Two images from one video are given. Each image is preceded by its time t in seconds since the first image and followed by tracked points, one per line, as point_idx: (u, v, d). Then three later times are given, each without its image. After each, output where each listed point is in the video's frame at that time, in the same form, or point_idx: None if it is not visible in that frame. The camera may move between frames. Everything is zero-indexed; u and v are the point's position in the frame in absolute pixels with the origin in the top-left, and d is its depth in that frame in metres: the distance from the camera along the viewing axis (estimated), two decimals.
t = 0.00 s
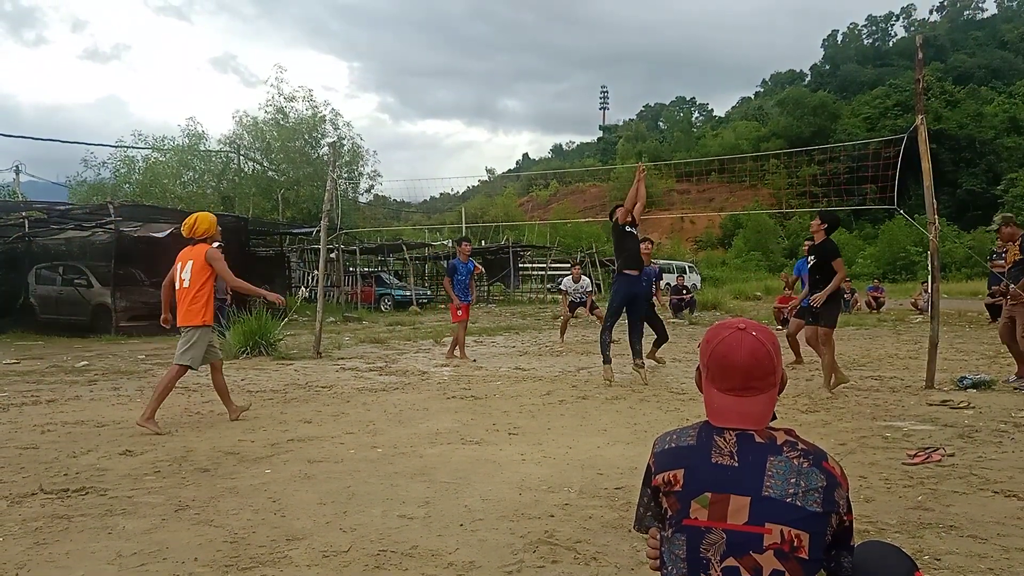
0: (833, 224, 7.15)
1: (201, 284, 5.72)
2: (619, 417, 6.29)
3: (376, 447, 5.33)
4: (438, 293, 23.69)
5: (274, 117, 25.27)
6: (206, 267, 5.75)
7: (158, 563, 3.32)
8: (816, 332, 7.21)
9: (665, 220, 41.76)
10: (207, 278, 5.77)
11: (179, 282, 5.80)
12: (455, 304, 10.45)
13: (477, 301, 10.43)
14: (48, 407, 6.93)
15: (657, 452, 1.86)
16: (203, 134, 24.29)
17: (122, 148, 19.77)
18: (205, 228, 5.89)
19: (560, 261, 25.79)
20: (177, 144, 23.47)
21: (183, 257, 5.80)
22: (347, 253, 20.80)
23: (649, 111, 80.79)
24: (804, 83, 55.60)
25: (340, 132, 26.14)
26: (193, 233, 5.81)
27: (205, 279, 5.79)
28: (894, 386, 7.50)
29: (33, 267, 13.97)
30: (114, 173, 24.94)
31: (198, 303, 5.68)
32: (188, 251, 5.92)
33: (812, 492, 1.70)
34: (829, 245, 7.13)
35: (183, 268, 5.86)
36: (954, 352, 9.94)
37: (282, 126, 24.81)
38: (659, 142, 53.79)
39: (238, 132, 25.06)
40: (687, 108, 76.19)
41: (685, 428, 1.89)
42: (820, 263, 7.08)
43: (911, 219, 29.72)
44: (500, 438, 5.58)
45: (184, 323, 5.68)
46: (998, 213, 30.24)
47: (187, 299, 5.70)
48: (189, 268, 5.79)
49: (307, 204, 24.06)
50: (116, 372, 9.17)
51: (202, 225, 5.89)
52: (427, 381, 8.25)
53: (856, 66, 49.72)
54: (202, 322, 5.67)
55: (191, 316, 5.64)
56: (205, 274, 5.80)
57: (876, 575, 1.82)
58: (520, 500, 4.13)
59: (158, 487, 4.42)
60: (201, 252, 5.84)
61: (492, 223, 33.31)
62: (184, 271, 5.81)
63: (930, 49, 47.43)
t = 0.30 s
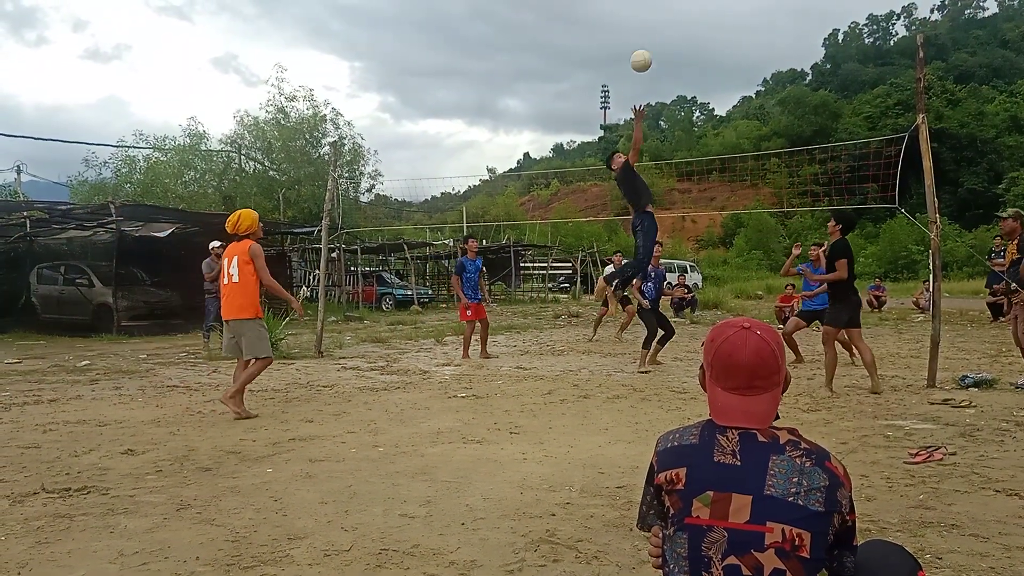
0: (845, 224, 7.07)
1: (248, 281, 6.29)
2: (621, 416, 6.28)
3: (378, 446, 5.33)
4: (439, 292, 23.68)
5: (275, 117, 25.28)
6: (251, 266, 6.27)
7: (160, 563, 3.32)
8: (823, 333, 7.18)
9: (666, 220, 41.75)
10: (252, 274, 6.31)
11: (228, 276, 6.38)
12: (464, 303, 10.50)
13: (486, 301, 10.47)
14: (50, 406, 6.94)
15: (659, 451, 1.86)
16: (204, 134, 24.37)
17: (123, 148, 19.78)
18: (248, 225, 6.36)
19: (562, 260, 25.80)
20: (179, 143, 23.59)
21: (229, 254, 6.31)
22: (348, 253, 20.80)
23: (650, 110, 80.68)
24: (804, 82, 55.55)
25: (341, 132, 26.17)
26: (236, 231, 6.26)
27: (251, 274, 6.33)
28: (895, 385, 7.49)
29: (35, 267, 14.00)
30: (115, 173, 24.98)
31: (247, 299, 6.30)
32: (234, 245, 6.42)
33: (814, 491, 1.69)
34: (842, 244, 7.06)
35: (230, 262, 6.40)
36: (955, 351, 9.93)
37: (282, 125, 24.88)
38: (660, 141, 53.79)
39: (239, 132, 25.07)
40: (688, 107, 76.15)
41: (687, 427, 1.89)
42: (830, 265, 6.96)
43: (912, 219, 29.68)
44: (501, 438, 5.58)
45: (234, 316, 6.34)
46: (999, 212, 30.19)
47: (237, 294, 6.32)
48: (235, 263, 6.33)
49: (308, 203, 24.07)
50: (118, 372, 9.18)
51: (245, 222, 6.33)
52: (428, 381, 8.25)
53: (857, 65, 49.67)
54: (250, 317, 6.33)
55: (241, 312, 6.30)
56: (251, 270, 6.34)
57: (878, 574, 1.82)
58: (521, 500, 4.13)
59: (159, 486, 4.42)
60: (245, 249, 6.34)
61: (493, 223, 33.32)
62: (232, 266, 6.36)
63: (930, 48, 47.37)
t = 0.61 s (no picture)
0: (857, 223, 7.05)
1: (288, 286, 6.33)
2: (622, 417, 6.28)
3: (379, 447, 5.34)
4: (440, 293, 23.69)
5: (276, 118, 25.29)
6: (291, 272, 6.32)
7: (161, 564, 3.33)
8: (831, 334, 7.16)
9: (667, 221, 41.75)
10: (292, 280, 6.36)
11: (268, 281, 6.43)
12: (473, 305, 10.57)
13: (494, 303, 10.51)
14: (52, 408, 6.95)
15: (661, 451, 1.86)
16: (206, 135, 24.39)
17: (125, 150, 19.83)
18: (290, 232, 6.43)
19: (563, 261, 25.80)
20: (180, 145, 23.59)
21: (270, 260, 6.35)
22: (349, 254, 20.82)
23: (652, 111, 80.68)
24: (806, 83, 55.50)
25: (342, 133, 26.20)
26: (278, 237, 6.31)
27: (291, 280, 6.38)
28: (896, 387, 7.48)
29: (36, 269, 13.98)
30: (117, 174, 25.02)
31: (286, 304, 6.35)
32: (274, 251, 6.48)
33: (815, 492, 1.69)
34: (853, 243, 7.04)
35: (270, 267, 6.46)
36: (957, 352, 9.92)
37: (284, 126, 24.84)
38: (661, 142, 53.78)
39: (240, 133, 25.09)
40: (690, 108, 76.17)
41: (689, 427, 1.89)
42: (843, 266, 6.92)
43: (914, 219, 29.66)
44: (502, 439, 5.59)
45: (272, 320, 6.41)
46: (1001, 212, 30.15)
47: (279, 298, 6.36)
48: (276, 269, 6.37)
49: (310, 204, 24.09)
50: (119, 373, 9.19)
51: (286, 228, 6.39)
52: (430, 382, 8.25)
53: (858, 66, 49.66)
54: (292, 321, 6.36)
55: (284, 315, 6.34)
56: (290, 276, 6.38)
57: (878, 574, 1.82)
58: (523, 501, 4.13)
59: (161, 487, 4.42)
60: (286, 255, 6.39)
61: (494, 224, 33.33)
62: (271, 271, 6.41)
63: (932, 49, 47.36)
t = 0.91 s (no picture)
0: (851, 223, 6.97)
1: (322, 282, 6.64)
2: (622, 417, 6.28)
3: (379, 446, 5.33)
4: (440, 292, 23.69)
5: (277, 116, 25.25)
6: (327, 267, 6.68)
7: (161, 562, 3.32)
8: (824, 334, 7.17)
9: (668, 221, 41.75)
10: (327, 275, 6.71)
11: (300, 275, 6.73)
12: (473, 306, 10.55)
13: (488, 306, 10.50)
14: (52, 406, 6.94)
15: (660, 451, 1.86)
16: (206, 134, 24.41)
17: (126, 148, 19.82)
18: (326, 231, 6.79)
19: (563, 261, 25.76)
20: (181, 143, 23.60)
21: (306, 254, 6.65)
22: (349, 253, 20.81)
23: (652, 112, 80.72)
24: (807, 84, 55.51)
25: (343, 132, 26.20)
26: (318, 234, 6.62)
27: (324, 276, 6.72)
28: (896, 387, 7.48)
29: (37, 267, 13.89)
30: (117, 172, 25.03)
31: (318, 298, 6.66)
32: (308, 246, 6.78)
33: (813, 490, 1.70)
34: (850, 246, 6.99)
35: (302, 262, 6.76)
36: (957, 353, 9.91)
37: (285, 125, 24.74)
38: (662, 142, 53.78)
39: (241, 131, 25.05)
40: (690, 109, 76.17)
41: (687, 428, 1.89)
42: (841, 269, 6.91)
43: (915, 220, 29.66)
44: (502, 438, 5.59)
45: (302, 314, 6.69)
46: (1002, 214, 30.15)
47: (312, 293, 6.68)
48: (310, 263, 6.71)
49: (310, 203, 24.10)
50: (119, 371, 9.18)
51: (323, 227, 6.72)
52: (429, 381, 8.25)
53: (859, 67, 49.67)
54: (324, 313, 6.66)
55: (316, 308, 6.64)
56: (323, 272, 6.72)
57: None
58: (522, 500, 4.13)
59: (161, 486, 4.42)
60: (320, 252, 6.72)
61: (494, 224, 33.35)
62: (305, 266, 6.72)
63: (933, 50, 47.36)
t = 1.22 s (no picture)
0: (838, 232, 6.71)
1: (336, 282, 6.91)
2: (622, 418, 6.29)
3: (378, 446, 5.33)
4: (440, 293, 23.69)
5: (278, 116, 25.24)
6: (340, 268, 6.92)
7: (160, 560, 3.33)
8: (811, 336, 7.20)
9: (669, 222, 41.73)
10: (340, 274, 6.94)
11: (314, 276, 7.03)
12: (471, 305, 10.55)
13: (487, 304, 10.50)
14: (52, 404, 6.94)
15: (659, 452, 1.86)
16: (207, 133, 24.45)
17: (128, 147, 19.84)
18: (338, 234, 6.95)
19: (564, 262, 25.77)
20: (181, 142, 23.64)
21: (318, 257, 6.93)
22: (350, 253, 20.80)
23: (654, 114, 80.71)
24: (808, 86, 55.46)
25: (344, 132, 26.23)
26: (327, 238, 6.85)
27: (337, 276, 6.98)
28: (896, 390, 7.48)
29: (37, 265, 13.81)
30: (118, 171, 25.04)
31: (329, 300, 6.92)
32: (322, 248, 7.04)
33: (812, 491, 1.70)
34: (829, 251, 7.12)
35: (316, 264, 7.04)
36: (958, 356, 9.90)
37: (286, 125, 24.71)
38: (663, 144, 53.76)
39: (242, 130, 25.05)
40: (692, 111, 76.15)
41: (686, 429, 1.90)
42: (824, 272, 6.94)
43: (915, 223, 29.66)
44: (503, 438, 5.59)
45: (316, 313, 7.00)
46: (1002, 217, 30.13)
47: (326, 295, 6.94)
48: (322, 265, 6.95)
49: (310, 203, 24.11)
50: (119, 370, 9.19)
51: (333, 229, 6.94)
52: (430, 381, 8.24)
53: (861, 69, 49.66)
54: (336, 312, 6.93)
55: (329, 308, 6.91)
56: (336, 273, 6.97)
57: None
58: (522, 501, 4.14)
59: (160, 484, 4.43)
60: (333, 253, 6.98)
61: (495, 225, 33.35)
62: (318, 267, 7.00)
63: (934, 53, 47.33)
